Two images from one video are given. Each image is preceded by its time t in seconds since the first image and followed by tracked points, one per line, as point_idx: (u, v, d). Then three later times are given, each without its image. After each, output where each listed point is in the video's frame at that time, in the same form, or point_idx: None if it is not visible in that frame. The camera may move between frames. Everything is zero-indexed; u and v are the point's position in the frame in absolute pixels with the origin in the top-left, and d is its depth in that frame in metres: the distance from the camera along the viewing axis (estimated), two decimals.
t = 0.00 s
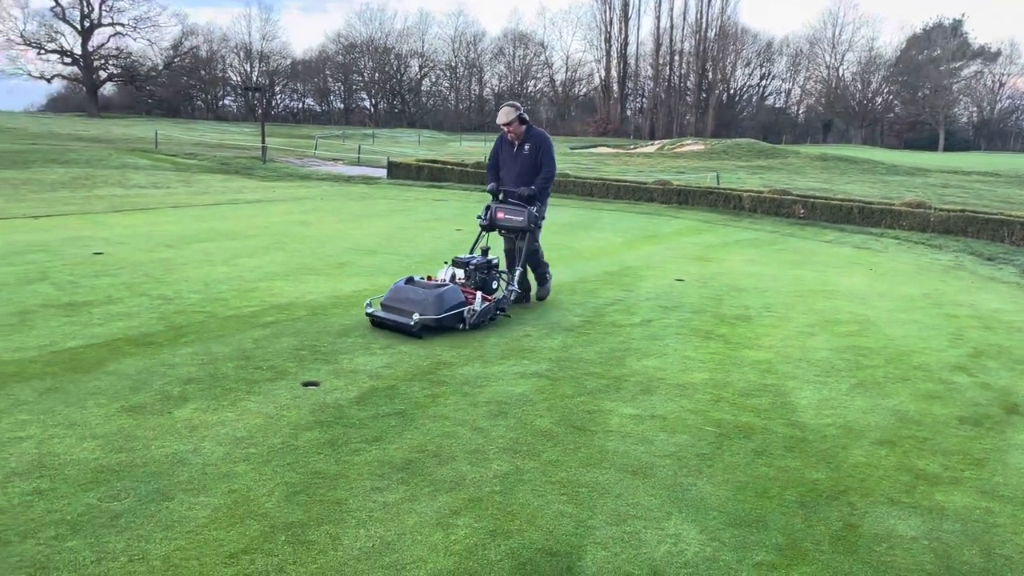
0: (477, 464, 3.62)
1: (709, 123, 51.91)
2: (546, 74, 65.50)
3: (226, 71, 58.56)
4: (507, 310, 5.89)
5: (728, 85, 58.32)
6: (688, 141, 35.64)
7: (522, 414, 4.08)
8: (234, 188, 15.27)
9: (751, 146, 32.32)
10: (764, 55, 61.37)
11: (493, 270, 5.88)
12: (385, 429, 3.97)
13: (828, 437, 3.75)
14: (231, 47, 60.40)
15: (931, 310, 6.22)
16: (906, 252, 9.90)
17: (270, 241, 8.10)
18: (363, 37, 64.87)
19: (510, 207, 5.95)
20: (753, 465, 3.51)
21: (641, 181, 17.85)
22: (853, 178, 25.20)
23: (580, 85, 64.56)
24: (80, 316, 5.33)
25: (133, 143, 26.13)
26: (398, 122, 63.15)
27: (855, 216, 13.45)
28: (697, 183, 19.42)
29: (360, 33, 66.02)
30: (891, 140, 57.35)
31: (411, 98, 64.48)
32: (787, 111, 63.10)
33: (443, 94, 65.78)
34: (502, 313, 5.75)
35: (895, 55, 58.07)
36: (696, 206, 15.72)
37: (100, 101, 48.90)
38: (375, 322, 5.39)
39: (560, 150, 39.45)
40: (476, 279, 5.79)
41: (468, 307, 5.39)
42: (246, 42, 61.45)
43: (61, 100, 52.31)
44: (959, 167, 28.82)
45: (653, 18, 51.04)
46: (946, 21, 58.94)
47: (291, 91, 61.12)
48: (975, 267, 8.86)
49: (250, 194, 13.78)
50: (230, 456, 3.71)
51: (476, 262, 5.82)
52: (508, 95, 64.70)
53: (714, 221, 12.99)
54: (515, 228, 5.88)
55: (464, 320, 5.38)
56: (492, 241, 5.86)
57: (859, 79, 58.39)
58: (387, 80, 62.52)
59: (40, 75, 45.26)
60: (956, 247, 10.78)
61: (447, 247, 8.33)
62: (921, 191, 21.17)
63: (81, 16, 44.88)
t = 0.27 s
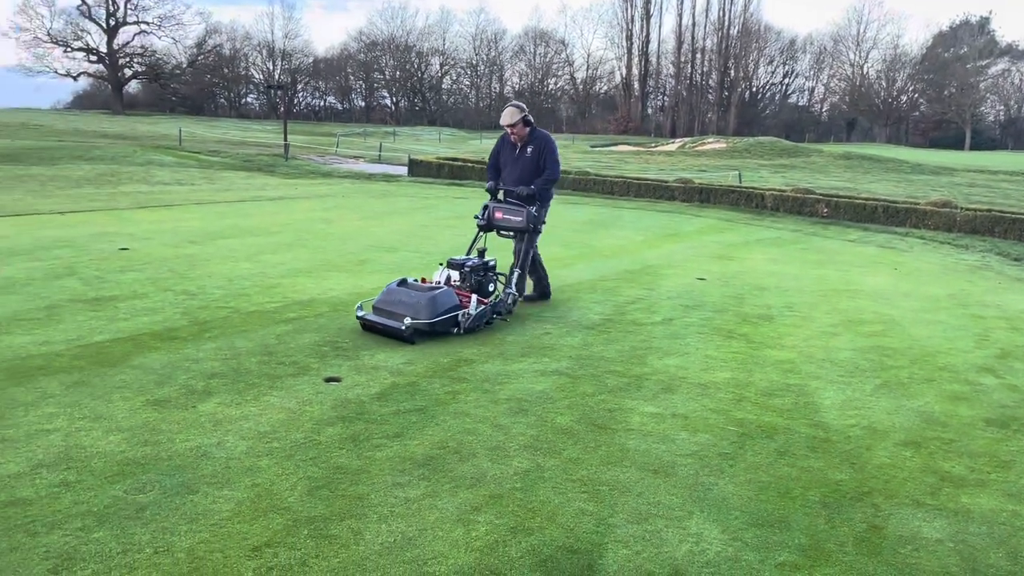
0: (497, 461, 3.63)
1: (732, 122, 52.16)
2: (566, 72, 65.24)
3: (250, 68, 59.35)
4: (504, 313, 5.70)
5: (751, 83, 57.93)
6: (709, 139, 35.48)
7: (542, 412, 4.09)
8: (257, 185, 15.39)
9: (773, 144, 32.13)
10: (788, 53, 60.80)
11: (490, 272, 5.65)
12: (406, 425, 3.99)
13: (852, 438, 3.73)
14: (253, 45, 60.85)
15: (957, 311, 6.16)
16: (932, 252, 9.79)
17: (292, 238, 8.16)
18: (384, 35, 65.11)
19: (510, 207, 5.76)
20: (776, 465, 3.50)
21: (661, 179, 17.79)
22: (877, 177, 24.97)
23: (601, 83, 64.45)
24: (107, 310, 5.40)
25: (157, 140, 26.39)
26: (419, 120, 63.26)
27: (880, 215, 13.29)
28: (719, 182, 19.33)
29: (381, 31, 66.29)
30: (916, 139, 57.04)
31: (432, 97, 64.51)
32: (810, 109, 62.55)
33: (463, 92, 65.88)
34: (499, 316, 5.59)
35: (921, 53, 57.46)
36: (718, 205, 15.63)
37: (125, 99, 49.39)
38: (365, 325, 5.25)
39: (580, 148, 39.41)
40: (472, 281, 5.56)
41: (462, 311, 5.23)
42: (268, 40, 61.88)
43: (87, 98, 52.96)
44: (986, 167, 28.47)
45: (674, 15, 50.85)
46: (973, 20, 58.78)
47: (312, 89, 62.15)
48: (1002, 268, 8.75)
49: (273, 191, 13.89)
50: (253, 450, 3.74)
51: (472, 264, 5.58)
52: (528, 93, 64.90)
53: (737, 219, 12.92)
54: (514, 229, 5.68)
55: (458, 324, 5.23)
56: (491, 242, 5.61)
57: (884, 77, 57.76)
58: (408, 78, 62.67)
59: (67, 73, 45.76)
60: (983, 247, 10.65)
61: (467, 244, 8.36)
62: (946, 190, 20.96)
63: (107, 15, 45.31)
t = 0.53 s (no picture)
0: (519, 459, 3.65)
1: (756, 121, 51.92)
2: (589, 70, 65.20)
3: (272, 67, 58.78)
4: (500, 317, 5.52)
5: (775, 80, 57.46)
6: (732, 137, 35.29)
7: (565, 410, 4.10)
8: (282, 183, 15.55)
9: (797, 143, 31.89)
10: (812, 51, 60.29)
11: (486, 275, 5.50)
12: (428, 422, 4.02)
13: (877, 439, 3.70)
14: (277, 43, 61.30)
15: (986, 312, 6.08)
16: (960, 253, 9.67)
17: (316, 235, 8.23)
18: (407, 34, 65.39)
19: (508, 206, 5.59)
20: (801, 466, 3.49)
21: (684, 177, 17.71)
22: (904, 176, 24.67)
23: (624, 81, 64.45)
24: (134, 306, 5.48)
25: (184, 138, 26.73)
26: (442, 118, 63.31)
27: (906, 215, 13.13)
28: (742, 180, 19.21)
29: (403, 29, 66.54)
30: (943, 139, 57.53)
31: (455, 95, 64.65)
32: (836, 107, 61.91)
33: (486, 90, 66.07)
34: (496, 321, 5.42)
35: (949, 51, 56.69)
36: (741, 204, 15.52)
37: (152, 97, 50.09)
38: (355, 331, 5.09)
39: (602, 146, 39.36)
40: (467, 284, 5.42)
41: (456, 315, 5.07)
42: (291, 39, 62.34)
43: (114, 96, 53.69)
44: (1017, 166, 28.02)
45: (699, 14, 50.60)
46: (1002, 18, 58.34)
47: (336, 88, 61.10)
48: None
49: (296, 189, 14.02)
50: (278, 445, 3.79)
51: (468, 266, 5.43)
52: (550, 92, 65.07)
53: (760, 219, 12.85)
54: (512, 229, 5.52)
55: (453, 329, 5.08)
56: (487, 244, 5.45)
57: (911, 75, 57.02)
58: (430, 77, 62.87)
59: (96, 72, 46.47)
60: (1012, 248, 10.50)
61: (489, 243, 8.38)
62: (974, 190, 20.67)
63: (134, 14, 45.82)
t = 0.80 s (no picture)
0: (543, 457, 3.66)
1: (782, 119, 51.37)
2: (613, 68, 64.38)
3: (298, 67, 59.44)
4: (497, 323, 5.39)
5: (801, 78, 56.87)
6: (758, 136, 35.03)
7: (588, 409, 4.10)
8: (308, 181, 15.69)
9: (824, 142, 31.54)
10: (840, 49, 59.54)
11: (483, 278, 5.37)
12: (452, 419, 4.04)
13: (905, 442, 3.67)
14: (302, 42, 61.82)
15: (1018, 314, 5.98)
16: (991, 253, 9.51)
17: (341, 234, 8.30)
18: (432, 33, 65.65)
19: (507, 208, 5.43)
20: (827, 467, 3.47)
21: (709, 177, 17.63)
22: (934, 175, 24.29)
23: (648, 80, 63.84)
24: (162, 302, 5.57)
25: (211, 137, 27.04)
26: (465, 117, 63.33)
27: (935, 214, 12.92)
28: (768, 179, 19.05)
29: (427, 27, 66.78)
30: (973, 136, 55.29)
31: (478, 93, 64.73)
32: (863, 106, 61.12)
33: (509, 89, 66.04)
34: (493, 326, 5.30)
35: (981, 49, 55.73)
36: (768, 203, 15.40)
37: (179, 96, 50.63)
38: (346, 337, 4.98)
39: (626, 144, 39.24)
40: (463, 289, 5.30)
41: (450, 321, 4.95)
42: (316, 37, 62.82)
43: (143, 95, 54.41)
44: None
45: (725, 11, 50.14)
46: None
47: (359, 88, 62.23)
48: None
49: (322, 187, 14.14)
50: (304, 441, 3.83)
51: (463, 270, 5.29)
52: (574, 90, 65.10)
53: (786, 218, 12.75)
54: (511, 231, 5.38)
55: (447, 335, 4.97)
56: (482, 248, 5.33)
57: (940, 73, 56.11)
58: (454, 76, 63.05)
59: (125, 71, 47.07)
60: None
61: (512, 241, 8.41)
62: (1007, 189, 20.28)
63: (162, 14, 46.37)
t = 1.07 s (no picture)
0: (569, 456, 3.66)
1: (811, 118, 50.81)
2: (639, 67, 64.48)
3: (325, 66, 60.06)
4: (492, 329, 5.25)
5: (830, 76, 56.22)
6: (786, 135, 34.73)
7: (614, 408, 4.10)
8: (335, 179, 15.84)
9: (854, 140, 31.12)
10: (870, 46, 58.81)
11: (478, 283, 5.24)
12: (478, 417, 4.07)
13: (937, 444, 3.63)
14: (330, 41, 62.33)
15: None
16: None
17: (368, 232, 8.37)
18: (458, 32, 65.91)
19: (505, 209, 5.21)
20: (856, 470, 3.44)
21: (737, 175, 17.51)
22: (968, 174, 23.86)
23: (675, 77, 63.56)
24: (192, 299, 5.65)
25: (239, 135, 27.38)
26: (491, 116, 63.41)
27: (968, 214, 12.65)
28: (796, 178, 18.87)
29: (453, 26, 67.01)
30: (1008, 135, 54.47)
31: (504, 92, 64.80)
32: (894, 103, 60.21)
33: (534, 87, 66.10)
34: (488, 333, 5.16)
35: (1016, 46, 54.65)
36: (796, 202, 15.27)
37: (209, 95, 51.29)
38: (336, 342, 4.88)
39: (653, 143, 39.07)
40: (458, 293, 5.17)
41: (442, 327, 4.83)
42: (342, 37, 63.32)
43: (172, 95, 55.11)
44: None
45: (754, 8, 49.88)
46: None
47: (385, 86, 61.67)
48: None
49: (349, 185, 14.25)
50: (331, 437, 3.88)
51: (459, 273, 5.16)
52: (600, 88, 65.08)
53: (815, 217, 12.62)
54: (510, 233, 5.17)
55: (439, 340, 4.86)
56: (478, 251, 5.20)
57: (974, 70, 55.08)
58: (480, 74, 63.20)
59: (157, 71, 47.76)
60: None
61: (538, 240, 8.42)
62: None
63: (192, 14, 46.92)
